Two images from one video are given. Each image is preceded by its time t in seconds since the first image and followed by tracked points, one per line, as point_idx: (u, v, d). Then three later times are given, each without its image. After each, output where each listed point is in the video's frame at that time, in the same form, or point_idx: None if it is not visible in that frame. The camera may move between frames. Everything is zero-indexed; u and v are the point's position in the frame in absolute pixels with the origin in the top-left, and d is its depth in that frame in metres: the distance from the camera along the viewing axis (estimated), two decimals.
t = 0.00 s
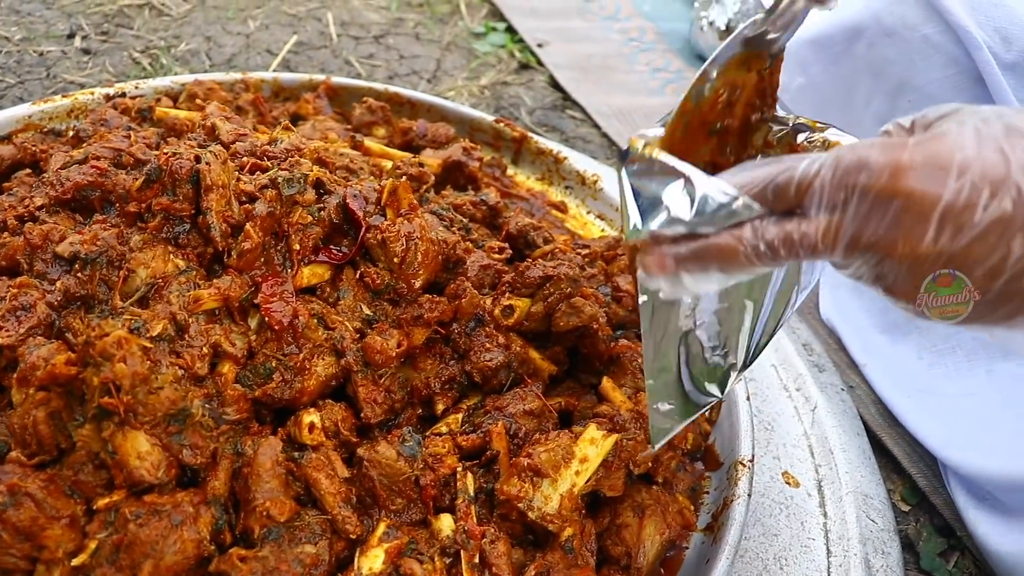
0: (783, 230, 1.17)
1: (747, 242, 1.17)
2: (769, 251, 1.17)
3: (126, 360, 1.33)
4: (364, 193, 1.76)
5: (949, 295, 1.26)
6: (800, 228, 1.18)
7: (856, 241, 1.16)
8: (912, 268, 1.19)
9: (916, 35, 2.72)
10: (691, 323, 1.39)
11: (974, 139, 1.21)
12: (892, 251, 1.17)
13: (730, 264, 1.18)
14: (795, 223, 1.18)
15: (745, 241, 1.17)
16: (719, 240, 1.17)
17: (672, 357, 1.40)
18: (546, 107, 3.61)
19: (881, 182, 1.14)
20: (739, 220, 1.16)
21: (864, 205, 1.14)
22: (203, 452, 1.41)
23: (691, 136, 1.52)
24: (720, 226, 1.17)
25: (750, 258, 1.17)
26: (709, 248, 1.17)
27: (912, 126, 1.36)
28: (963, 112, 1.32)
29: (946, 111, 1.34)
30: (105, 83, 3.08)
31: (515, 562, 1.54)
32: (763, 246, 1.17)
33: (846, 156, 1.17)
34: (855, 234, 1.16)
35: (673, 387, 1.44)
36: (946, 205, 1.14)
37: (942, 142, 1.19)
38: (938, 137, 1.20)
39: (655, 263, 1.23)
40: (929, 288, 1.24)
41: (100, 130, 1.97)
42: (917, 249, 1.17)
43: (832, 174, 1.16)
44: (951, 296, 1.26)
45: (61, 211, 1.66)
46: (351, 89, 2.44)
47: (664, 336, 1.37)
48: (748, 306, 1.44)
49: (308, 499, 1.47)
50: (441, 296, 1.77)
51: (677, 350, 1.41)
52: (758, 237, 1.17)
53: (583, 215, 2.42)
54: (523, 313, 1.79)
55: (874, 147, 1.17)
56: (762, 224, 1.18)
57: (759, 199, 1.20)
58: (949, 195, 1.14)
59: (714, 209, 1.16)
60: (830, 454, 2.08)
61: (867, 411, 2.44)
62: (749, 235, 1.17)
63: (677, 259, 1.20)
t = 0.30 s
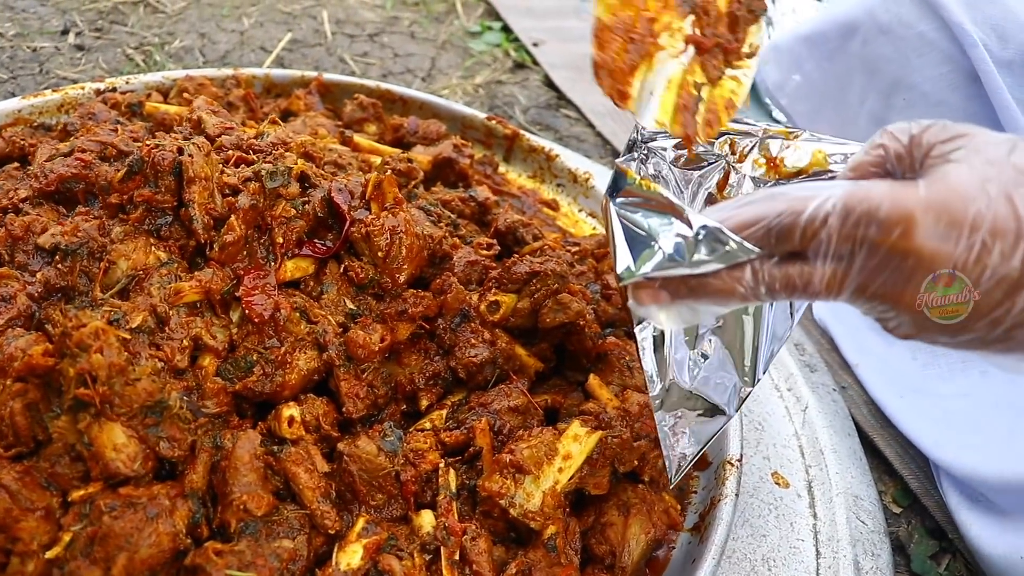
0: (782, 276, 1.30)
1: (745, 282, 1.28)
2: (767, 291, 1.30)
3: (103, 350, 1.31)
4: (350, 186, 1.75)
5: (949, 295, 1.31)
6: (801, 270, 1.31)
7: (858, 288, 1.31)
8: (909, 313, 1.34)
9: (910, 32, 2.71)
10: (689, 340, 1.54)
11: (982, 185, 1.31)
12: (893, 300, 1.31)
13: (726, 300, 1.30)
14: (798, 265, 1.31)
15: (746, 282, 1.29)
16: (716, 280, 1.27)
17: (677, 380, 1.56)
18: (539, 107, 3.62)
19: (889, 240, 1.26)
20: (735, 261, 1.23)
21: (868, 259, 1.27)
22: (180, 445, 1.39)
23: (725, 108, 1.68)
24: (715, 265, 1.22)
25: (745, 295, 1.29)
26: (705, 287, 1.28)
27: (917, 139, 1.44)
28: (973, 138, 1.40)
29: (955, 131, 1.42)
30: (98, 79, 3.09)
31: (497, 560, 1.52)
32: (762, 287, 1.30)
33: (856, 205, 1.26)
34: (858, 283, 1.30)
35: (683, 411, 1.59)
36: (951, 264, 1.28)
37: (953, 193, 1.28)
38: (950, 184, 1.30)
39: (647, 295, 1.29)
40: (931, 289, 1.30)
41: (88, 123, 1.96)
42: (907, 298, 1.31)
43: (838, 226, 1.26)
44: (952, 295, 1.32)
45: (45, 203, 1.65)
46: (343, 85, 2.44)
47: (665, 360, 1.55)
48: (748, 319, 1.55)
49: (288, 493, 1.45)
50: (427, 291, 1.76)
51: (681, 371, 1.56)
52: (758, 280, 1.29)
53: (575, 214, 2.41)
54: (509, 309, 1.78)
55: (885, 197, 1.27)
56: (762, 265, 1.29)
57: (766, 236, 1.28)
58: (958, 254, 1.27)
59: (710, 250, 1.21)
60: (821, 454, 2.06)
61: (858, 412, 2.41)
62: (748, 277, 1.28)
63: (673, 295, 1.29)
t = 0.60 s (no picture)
0: (804, 309, 1.24)
1: (761, 315, 1.21)
2: (785, 325, 1.24)
3: (82, 342, 1.30)
4: (339, 181, 1.75)
5: (948, 294, 1.25)
6: (822, 303, 1.25)
7: (882, 322, 1.27)
8: (930, 343, 1.31)
9: (910, 31, 2.77)
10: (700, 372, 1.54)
11: (1011, 213, 1.28)
12: (915, 332, 1.28)
13: (740, 334, 1.23)
14: (819, 297, 1.25)
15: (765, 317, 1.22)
16: (732, 314, 1.20)
17: (689, 414, 1.54)
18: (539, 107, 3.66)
19: (917, 273, 1.21)
20: (752, 294, 1.16)
21: (892, 291, 1.23)
22: (160, 438, 1.38)
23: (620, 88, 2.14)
24: (730, 297, 1.17)
25: (761, 329, 1.23)
26: (718, 320, 1.21)
27: (940, 162, 1.40)
28: (999, 164, 1.36)
29: (978, 156, 1.38)
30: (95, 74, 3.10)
31: (478, 561, 1.50)
32: (780, 321, 1.23)
33: (883, 237, 1.20)
34: (880, 316, 1.26)
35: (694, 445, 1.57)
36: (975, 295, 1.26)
37: (981, 223, 1.25)
38: (978, 213, 1.26)
39: (658, 328, 1.23)
40: (928, 288, 1.23)
41: (80, 116, 1.96)
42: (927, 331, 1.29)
43: (866, 258, 1.20)
44: (949, 295, 1.26)
45: (32, 195, 1.64)
46: (339, 83, 2.44)
47: (676, 395, 1.52)
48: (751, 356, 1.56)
49: (268, 490, 1.44)
50: (415, 287, 1.75)
51: (693, 405, 1.54)
52: (778, 314, 1.22)
53: (569, 213, 2.41)
54: (498, 307, 1.76)
55: (914, 228, 1.21)
56: (781, 298, 1.22)
57: (787, 267, 1.22)
58: (981, 287, 1.26)
59: (724, 282, 1.16)
60: (814, 458, 2.05)
61: (853, 415, 2.40)
62: (765, 311, 1.21)
63: (684, 328, 1.22)
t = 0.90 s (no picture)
0: (812, 310, 1.17)
1: (766, 319, 1.15)
2: (793, 328, 1.17)
3: (55, 336, 1.31)
4: (321, 179, 1.76)
5: (947, 293, 1.19)
6: (830, 304, 1.18)
7: (894, 321, 1.19)
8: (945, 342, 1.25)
9: (898, 34, 2.89)
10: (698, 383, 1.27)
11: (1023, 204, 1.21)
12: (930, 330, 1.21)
13: (745, 338, 1.17)
14: (827, 297, 1.18)
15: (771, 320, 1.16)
16: (736, 319, 1.15)
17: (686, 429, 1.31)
18: (529, 109, 3.80)
19: (929, 269, 1.15)
20: (756, 297, 1.12)
21: (904, 288, 1.16)
22: (133, 434, 1.37)
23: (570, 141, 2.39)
24: (733, 302, 1.12)
25: (768, 333, 1.17)
26: (721, 324, 1.15)
27: (945, 159, 1.34)
28: (1007, 154, 1.29)
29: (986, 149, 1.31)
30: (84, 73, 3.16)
31: (455, 561, 1.48)
32: (787, 324, 1.17)
33: (892, 232, 1.14)
34: (893, 315, 1.19)
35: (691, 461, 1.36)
36: (992, 290, 1.19)
37: (994, 213, 1.18)
38: (990, 204, 1.19)
39: (659, 336, 1.15)
40: (928, 287, 1.16)
41: (64, 115, 1.95)
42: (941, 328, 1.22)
43: (875, 254, 1.13)
44: (949, 295, 1.19)
45: (11, 191, 1.58)
46: (328, 85, 2.43)
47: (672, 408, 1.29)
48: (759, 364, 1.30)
49: (243, 488, 1.43)
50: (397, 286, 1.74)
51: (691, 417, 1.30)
52: (785, 317, 1.16)
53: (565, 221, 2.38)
54: (480, 306, 1.77)
55: (925, 221, 1.15)
56: (788, 300, 1.16)
57: (792, 266, 1.16)
58: (996, 281, 1.18)
59: (727, 286, 1.12)
60: (801, 461, 2.02)
61: (842, 419, 2.42)
62: (771, 314, 1.15)
63: (685, 336, 1.16)
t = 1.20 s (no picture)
0: (784, 270, 1.17)
1: (740, 280, 1.17)
2: (767, 289, 1.19)
3: (33, 329, 1.30)
4: (306, 172, 1.77)
5: (949, 295, 1.20)
6: (804, 263, 1.18)
7: (868, 280, 1.18)
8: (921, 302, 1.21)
9: (885, 28, 2.95)
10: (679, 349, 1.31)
11: (996, 159, 1.16)
12: (903, 289, 1.18)
13: (721, 299, 1.20)
14: (799, 257, 1.18)
15: (743, 281, 1.18)
16: (710, 281, 1.18)
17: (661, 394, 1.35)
18: (522, 105, 3.80)
19: (899, 224, 1.11)
20: (729, 257, 1.12)
21: (875, 245, 1.14)
22: (114, 427, 1.35)
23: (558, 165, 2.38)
24: (708, 263, 1.13)
25: (742, 295, 1.19)
26: (696, 287, 1.19)
27: (914, 123, 1.29)
28: (976, 116, 1.24)
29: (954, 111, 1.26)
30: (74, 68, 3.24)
31: (440, 554, 1.46)
32: (761, 285, 1.18)
33: (861, 188, 1.12)
34: (866, 273, 1.17)
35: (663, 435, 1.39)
36: (962, 245, 1.13)
37: (963, 168, 1.13)
38: (960, 159, 1.14)
39: (635, 301, 1.20)
40: (928, 288, 1.18)
41: (49, 109, 1.94)
42: (918, 288, 1.18)
43: (844, 212, 1.12)
44: (952, 297, 1.20)
45: None
46: (317, 78, 2.43)
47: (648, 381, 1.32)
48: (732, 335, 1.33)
49: (226, 481, 1.41)
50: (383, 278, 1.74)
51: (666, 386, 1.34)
52: (757, 277, 1.17)
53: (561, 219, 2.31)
54: (467, 298, 1.75)
55: (893, 177, 1.11)
56: (760, 260, 1.17)
57: (761, 228, 1.16)
58: (972, 236, 1.13)
59: (701, 248, 1.12)
60: (792, 452, 2.03)
61: (835, 411, 2.49)
62: (744, 275, 1.17)
63: (662, 301, 1.21)
